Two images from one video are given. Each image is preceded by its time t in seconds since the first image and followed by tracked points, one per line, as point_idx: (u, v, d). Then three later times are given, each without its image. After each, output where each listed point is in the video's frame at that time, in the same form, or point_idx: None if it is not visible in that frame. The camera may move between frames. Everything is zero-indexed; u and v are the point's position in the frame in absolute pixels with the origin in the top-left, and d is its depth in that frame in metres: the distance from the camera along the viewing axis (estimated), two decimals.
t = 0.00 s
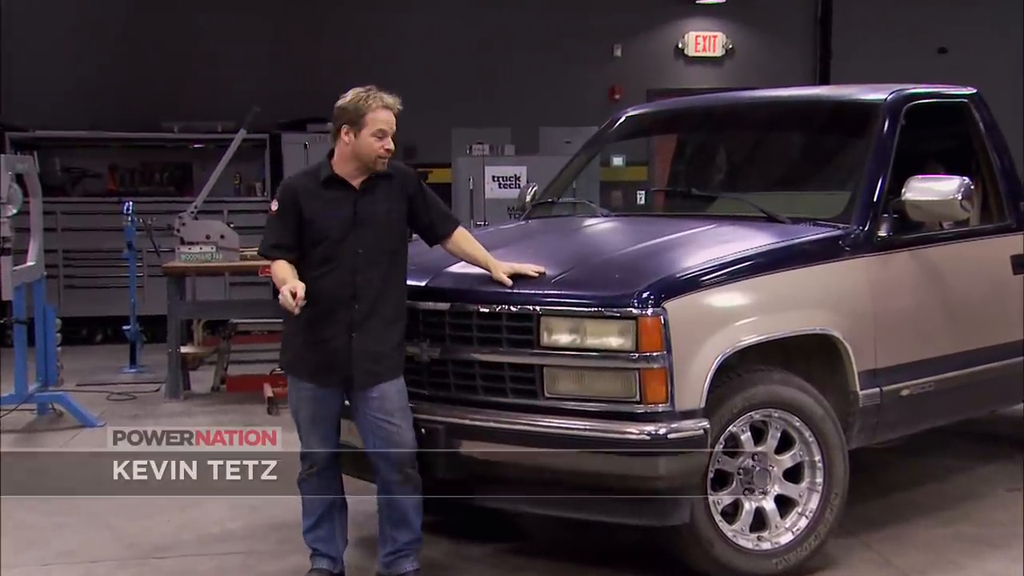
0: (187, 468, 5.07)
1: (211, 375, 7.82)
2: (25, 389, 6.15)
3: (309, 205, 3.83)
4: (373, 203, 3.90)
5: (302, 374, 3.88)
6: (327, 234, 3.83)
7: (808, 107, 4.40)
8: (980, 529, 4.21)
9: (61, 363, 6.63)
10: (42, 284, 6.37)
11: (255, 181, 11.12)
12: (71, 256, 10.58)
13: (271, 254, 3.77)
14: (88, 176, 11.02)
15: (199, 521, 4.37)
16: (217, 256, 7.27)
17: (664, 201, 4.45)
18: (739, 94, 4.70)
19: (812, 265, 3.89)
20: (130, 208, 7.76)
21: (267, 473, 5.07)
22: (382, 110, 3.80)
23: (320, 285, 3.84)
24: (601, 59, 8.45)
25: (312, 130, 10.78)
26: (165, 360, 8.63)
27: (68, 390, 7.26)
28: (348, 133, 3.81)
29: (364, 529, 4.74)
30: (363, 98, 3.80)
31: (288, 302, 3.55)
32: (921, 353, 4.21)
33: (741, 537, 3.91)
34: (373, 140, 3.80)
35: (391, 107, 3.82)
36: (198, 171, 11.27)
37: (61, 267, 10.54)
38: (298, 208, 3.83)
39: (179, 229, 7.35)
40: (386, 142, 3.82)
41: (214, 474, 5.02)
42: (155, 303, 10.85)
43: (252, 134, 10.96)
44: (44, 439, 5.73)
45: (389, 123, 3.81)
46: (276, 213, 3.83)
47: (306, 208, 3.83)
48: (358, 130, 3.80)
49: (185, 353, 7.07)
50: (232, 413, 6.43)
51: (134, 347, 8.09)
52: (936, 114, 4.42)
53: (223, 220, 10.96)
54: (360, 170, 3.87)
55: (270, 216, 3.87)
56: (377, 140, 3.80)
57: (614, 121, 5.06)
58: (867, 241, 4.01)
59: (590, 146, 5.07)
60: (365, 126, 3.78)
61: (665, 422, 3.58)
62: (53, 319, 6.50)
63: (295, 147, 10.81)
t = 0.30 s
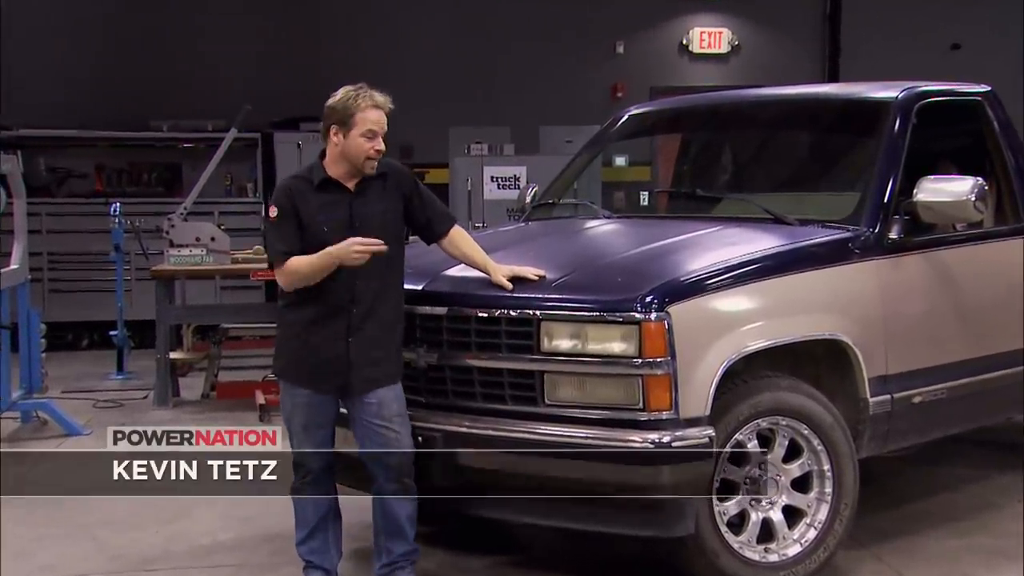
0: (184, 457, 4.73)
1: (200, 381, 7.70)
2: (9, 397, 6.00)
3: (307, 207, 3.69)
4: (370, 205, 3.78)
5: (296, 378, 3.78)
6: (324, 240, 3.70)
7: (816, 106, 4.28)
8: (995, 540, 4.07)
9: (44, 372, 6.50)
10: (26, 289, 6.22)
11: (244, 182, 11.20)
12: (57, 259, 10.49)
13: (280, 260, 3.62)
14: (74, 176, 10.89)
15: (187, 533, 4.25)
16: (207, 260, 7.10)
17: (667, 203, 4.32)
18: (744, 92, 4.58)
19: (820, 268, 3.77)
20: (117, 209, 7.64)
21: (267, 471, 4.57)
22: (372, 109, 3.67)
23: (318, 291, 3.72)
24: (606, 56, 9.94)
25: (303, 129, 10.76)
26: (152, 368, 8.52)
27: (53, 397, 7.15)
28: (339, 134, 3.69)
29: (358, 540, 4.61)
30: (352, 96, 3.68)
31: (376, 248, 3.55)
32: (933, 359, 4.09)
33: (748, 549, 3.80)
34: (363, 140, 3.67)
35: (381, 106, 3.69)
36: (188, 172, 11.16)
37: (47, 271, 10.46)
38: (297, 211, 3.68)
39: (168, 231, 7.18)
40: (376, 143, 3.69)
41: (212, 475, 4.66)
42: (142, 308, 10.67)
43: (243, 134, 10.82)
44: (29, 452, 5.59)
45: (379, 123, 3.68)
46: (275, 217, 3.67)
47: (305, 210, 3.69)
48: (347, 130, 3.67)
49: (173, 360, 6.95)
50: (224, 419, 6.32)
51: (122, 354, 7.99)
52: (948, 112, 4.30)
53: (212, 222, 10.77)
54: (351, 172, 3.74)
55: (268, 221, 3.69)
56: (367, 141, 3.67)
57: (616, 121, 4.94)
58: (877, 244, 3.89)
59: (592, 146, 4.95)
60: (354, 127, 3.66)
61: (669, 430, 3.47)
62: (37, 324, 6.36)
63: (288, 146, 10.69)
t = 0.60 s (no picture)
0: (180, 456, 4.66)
1: (189, 389, 7.59)
2: None
3: (306, 209, 3.58)
4: (368, 207, 3.67)
5: (291, 384, 3.68)
6: (323, 243, 3.59)
7: (824, 104, 4.17)
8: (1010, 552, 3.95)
9: (26, 378, 6.40)
10: (9, 294, 6.08)
11: (235, 184, 10.84)
12: (40, 262, 10.34)
13: (287, 264, 3.50)
14: (59, 177, 10.67)
15: (175, 546, 4.14)
16: (197, 263, 7.01)
17: (671, 205, 4.22)
18: (750, 90, 4.47)
19: (828, 272, 3.67)
20: (105, 210, 7.53)
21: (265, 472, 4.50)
22: (361, 111, 3.53)
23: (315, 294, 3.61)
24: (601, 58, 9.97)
25: (297, 129, 10.62)
26: (141, 374, 8.43)
27: (38, 405, 7.04)
28: (330, 138, 3.57)
29: (352, 552, 4.49)
30: (340, 99, 3.56)
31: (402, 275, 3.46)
32: (945, 365, 3.98)
33: (754, 562, 3.67)
34: (355, 143, 3.54)
35: (372, 106, 3.56)
36: (177, 172, 10.96)
37: (30, 275, 10.34)
38: (296, 213, 3.56)
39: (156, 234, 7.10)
40: (369, 146, 3.56)
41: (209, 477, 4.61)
42: (130, 312, 10.54)
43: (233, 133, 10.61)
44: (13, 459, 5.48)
45: (370, 124, 3.55)
46: (275, 219, 3.52)
47: (305, 213, 3.57)
48: (339, 135, 3.55)
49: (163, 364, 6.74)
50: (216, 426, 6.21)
51: (108, 361, 7.89)
52: (962, 111, 4.18)
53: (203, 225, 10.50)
54: (347, 176, 3.61)
55: (269, 224, 3.54)
56: (359, 144, 3.54)
57: (618, 120, 4.83)
58: (887, 247, 3.78)
59: (593, 147, 4.83)
60: (344, 129, 3.54)
61: (673, 438, 3.35)
62: (21, 330, 6.23)
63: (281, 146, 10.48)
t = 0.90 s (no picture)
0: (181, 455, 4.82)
1: (179, 398, 7.42)
2: None
3: (302, 212, 3.45)
4: (366, 211, 3.55)
5: (281, 393, 3.56)
6: (319, 248, 3.46)
7: (833, 103, 4.05)
8: None
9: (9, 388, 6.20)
10: None
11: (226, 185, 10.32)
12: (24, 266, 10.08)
13: (283, 269, 3.37)
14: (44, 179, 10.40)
15: (161, 560, 4.03)
16: (186, 267, 6.65)
17: (675, 208, 4.09)
18: (757, 88, 4.35)
19: (837, 276, 3.55)
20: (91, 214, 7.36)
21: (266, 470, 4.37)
22: (343, 99, 3.45)
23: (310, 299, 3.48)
24: (609, 52, 7.12)
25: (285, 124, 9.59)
26: (128, 381, 8.22)
27: (22, 414, 6.87)
28: (318, 132, 3.49)
29: (345, 564, 4.38)
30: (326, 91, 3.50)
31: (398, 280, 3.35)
32: (958, 372, 3.88)
33: None
34: (336, 131, 3.44)
35: (356, 94, 3.47)
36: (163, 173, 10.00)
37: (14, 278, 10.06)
38: (292, 217, 3.43)
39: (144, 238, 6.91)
40: (351, 134, 3.44)
41: (209, 476, 4.81)
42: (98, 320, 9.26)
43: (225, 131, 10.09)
44: None
45: (352, 112, 3.44)
46: (271, 221, 3.38)
47: (301, 217, 3.45)
48: (323, 125, 3.47)
49: (150, 372, 6.64)
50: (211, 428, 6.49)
51: (94, 368, 7.70)
52: (975, 110, 4.06)
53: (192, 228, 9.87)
54: (337, 170, 3.48)
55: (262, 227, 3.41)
56: (340, 132, 3.44)
57: (619, 120, 4.71)
58: (898, 250, 3.67)
59: (594, 147, 4.71)
60: (328, 119, 3.45)
61: (677, 447, 3.23)
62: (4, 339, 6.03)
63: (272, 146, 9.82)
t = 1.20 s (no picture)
0: (179, 454, 4.03)
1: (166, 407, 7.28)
2: None
3: (295, 214, 3.34)
4: (362, 214, 3.43)
5: (273, 401, 3.44)
6: (313, 251, 3.34)
7: (841, 103, 3.94)
8: None
9: None
10: None
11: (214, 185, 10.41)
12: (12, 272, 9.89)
13: (275, 272, 3.25)
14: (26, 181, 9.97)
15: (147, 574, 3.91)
16: (174, 271, 6.48)
17: (678, 210, 3.97)
18: (763, 88, 4.23)
19: (846, 280, 3.44)
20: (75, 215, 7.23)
21: (265, 471, 3.58)
22: (335, 97, 3.33)
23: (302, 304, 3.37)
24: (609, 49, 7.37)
25: (279, 128, 9.84)
26: (114, 390, 8.04)
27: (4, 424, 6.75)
28: (311, 131, 3.38)
29: None
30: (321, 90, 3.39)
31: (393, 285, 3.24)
32: (969, 381, 3.77)
33: None
34: (327, 131, 3.33)
35: (349, 92, 3.36)
36: (154, 175, 10.27)
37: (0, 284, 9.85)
38: (286, 218, 3.31)
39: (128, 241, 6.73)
40: (342, 133, 3.32)
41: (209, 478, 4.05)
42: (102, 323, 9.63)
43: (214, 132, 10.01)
44: None
45: (343, 111, 3.32)
46: (264, 224, 3.26)
47: (295, 219, 3.33)
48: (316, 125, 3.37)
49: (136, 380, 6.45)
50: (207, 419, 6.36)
51: (78, 376, 7.55)
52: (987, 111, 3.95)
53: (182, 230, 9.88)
54: (330, 170, 3.36)
55: (254, 228, 3.30)
56: (331, 132, 3.32)
57: (621, 121, 4.60)
58: (909, 254, 3.56)
59: (595, 148, 4.61)
60: (320, 118, 3.34)
61: (681, 457, 3.11)
62: None
63: (262, 147, 9.82)
